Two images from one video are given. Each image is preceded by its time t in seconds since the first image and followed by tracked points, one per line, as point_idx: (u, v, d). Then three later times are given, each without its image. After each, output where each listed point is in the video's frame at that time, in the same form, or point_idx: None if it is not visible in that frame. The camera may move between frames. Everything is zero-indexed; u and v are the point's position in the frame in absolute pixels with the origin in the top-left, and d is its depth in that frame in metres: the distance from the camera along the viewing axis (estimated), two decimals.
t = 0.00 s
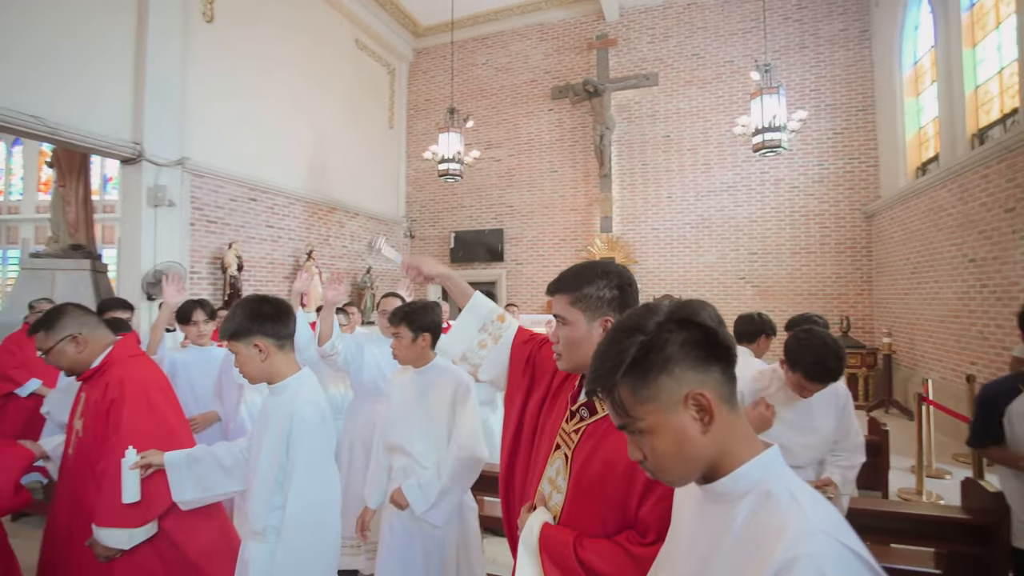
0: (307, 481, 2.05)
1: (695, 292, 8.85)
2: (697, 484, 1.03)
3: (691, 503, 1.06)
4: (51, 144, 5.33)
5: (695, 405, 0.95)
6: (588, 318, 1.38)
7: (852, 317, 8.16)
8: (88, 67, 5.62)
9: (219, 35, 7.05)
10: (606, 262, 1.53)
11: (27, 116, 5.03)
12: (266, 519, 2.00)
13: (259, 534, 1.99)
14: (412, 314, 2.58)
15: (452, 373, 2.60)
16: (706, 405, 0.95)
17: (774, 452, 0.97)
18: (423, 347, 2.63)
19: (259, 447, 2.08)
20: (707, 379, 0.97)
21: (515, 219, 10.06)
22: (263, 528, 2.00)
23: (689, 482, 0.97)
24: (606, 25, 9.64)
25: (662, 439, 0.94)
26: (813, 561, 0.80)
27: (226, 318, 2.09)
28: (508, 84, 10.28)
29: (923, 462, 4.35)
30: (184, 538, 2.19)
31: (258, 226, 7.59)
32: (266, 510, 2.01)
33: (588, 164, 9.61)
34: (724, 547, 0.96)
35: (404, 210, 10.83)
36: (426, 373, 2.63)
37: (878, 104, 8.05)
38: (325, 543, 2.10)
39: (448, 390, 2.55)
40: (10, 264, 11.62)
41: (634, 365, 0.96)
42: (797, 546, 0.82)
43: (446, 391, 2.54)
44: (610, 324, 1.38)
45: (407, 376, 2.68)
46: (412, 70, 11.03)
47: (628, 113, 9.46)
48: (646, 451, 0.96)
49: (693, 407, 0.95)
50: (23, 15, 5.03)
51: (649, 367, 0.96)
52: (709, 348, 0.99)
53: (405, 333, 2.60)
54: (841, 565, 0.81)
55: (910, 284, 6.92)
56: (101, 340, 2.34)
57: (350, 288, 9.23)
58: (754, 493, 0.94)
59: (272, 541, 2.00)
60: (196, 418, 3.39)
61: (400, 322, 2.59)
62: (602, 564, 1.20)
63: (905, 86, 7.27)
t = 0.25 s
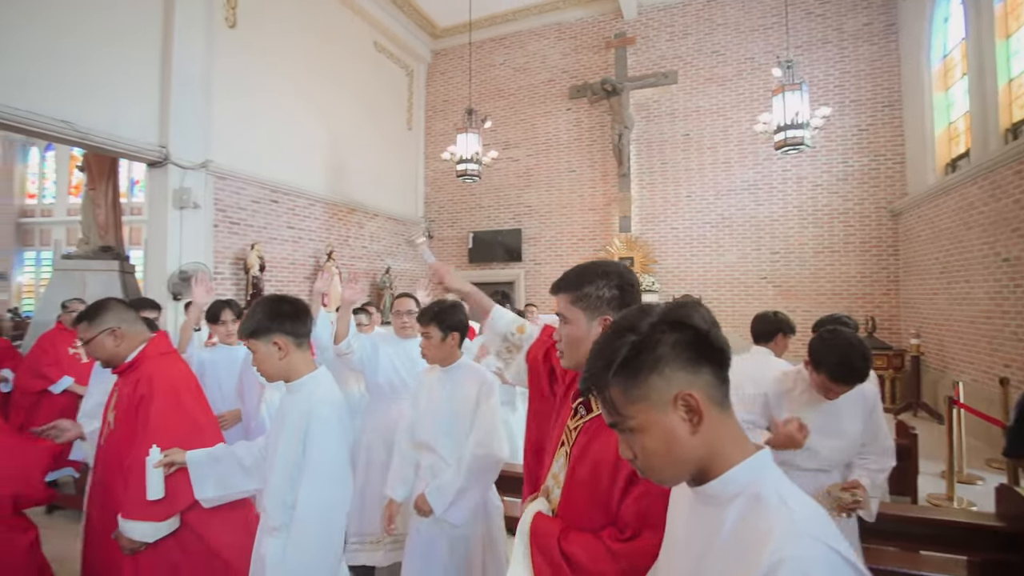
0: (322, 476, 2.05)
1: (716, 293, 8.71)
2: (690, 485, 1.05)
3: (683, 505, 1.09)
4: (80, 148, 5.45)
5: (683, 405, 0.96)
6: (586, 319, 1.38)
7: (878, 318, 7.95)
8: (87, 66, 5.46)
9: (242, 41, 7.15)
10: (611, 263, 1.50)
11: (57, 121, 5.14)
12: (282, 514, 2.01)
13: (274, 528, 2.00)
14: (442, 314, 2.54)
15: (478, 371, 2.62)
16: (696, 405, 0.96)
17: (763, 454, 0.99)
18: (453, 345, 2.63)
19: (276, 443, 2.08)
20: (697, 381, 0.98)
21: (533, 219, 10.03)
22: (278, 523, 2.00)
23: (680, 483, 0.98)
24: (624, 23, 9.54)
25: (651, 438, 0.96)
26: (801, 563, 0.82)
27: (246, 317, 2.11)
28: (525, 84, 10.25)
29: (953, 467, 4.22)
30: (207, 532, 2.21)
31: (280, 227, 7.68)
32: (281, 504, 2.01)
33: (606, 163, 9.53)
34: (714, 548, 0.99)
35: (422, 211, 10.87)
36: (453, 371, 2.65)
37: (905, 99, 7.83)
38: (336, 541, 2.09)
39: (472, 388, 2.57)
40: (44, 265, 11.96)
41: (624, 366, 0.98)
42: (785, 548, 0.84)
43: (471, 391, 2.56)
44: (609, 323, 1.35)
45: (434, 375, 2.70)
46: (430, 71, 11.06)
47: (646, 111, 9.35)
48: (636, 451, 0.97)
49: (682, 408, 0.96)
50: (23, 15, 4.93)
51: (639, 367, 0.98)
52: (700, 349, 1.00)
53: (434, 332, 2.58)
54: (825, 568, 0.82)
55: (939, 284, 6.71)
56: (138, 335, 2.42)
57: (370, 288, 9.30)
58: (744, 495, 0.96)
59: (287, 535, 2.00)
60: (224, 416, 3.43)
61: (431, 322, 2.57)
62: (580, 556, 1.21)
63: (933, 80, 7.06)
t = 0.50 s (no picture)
0: (344, 471, 2.05)
1: (738, 293, 8.55)
2: (680, 482, 1.04)
3: (672, 502, 1.07)
4: (111, 152, 5.58)
5: (668, 401, 0.96)
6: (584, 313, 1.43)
7: (906, 318, 7.71)
8: (85, 66, 5.30)
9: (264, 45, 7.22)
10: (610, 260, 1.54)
11: (88, 126, 5.27)
12: (304, 507, 2.01)
13: (292, 522, 1.99)
14: (476, 313, 2.53)
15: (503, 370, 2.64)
16: (680, 400, 0.96)
17: (750, 452, 0.98)
18: (482, 344, 2.63)
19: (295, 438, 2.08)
20: (684, 377, 0.98)
21: (551, 219, 9.98)
22: (298, 516, 2.00)
23: (666, 478, 0.98)
24: (643, 21, 9.43)
25: (636, 433, 0.96)
26: (772, 561, 0.82)
27: (268, 314, 2.09)
28: (544, 84, 10.20)
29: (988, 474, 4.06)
30: (229, 528, 2.23)
31: (302, 228, 7.76)
32: (301, 497, 2.01)
33: (625, 162, 9.43)
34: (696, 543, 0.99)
35: (441, 212, 10.90)
36: (480, 369, 2.66)
37: (935, 94, 7.58)
38: (353, 538, 2.07)
39: (497, 386, 2.59)
40: (76, 266, 12.31)
41: (612, 360, 0.99)
42: (758, 545, 0.84)
43: (497, 388, 2.58)
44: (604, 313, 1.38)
45: (461, 374, 2.71)
46: (449, 72, 11.08)
47: (666, 110, 9.23)
48: (622, 444, 0.98)
49: (667, 404, 0.96)
50: (24, 15, 4.81)
51: (626, 361, 0.98)
52: (689, 345, 0.99)
53: (467, 331, 2.57)
54: (802, 567, 0.83)
55: (971, 284, 6.48)
56: (173, 331, 2.48)
57: (389, 288, 9.35)
58: (727, 491, 0.95)
59: (307, 528, 2.00)
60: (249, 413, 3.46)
61: (465, 322, 2.55)
62: (572, 545, 1.26)
63: (964, 74, 6.85)
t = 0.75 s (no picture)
0: (364, 470, 2.03)
1: (759, 293, 8.37)
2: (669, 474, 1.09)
3: (664, 496, 1.13)
4: (139, 156, 5.67)
5: (653, 393, 1.02)
6: (584, 310, 1.53)
7: (934, 319, 7.46)
8: (81, 65, 5.10)
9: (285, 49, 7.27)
10: (609, 262, 1.65)
11: (119, 131, 5.37)
12: (323, 504, 1.99)
13: (310, 518, 1.98)
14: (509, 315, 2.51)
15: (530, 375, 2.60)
16: (664, 393, 1.02)
17: (737, 447, 1.02)
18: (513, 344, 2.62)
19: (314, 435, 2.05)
20: (671, 371, 1.03)
21: (570, 219, 9.90)
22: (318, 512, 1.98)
23: (653, 467, 1.03)
24: (662, 19, 9.29)
25: (622, 422, 1.03)
26: (743, 550, 0.87)
27: (290, 313, 2.06)
28: (562, 84, 10.13)
29: None
30: (249, 525, 2.23)
31: (322, 229, 7.82)
32: (321, 493, 1.99)
33: (644, 161, 9.31)
34: (678, 534, 1.04)
35: (459, 212, 10.89)
36: (507, 371, 2.63)
37: (966, 88, 7.32)
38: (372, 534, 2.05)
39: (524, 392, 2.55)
40: (105, 267, 12.62)
41: (600, 353, 1.07)
42: (729, 536, 0.89)
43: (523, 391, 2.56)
44: (599, 309, 1.46)
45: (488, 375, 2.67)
46: (467, 73, 11.06)
47: (686, 108, 9.08)
48: (612, 433, 1.05)
49: (652, 396, 1.02)
50: (20, 14, 4.65)
51: (615, 354, 1.05)
52: (677, 340, 1.05)
53: (499, 330, 2.55)
54: (772, 555, 0.87)
55: (1004, 284, 6.23)
56: (203, 330, 2.48)
57: (408, 289, 9.36)
58: (710, 484, 1.00)
59: (326, 524, 1.98)
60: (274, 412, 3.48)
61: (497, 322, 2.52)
62: (574, 545, 1.37)
63: (998, 66, 6.56)
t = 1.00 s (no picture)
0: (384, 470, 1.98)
1: (781, 294, 8.16)
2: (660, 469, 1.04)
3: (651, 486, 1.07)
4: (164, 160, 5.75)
5: (642, 387, 0.97)
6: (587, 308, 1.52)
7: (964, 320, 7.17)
8: (82, 65, 5.00)
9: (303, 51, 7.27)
10: (615, 265, 1.63)
11: (145, 136, 5.43)
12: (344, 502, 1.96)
13: (331, 515, 1.96)
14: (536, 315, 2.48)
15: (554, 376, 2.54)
16: (654, 388, 0.97)
17: (727, 443, 0.97)
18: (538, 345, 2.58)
19: (330, 434, 2.01)
20: (664, 367, 0.98)
21: (587, 218, 9.79)
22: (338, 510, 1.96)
23: (643, 462, 0.99)
24: (681, 16, 9.12)
25: (612, 414, 0.99)
26: (720, 545, 0.83)
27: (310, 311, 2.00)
28: (579, 83, 10.02)
29: None
30: (268, 521, 2.19)
31: (341, 230, 7.83)
32: (340, 492, 1.96)
33: (663, 160, 9.15)
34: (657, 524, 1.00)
35: (477, 213, 10.85)
36: (530, 372, 2.55)
37: (999, 82, 7.04)
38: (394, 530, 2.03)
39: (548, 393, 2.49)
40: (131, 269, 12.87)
41: (595, 345, 1.02)
42: (706, 530, 0.85)
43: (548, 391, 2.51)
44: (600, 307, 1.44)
45: (510, 376, 2.57)
46: (484, 74, 11.00)
47: (705, 106, 8.90)
48: (603, 426, 1.01)
49: (641, 390, 0.98)
50: (20, 14, 4.56)
51: (608, 346, 1.01)
52: (672, 336, 1.00)
53: (527, 331, 2.51)
54: (749, 552, 0.83)
55: None
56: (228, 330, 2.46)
57: (426, 289, 9.34)
58: (694, 481, 0.94)
59: (347, 520, 1.97)
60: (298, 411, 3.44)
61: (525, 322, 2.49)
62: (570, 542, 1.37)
63: None
